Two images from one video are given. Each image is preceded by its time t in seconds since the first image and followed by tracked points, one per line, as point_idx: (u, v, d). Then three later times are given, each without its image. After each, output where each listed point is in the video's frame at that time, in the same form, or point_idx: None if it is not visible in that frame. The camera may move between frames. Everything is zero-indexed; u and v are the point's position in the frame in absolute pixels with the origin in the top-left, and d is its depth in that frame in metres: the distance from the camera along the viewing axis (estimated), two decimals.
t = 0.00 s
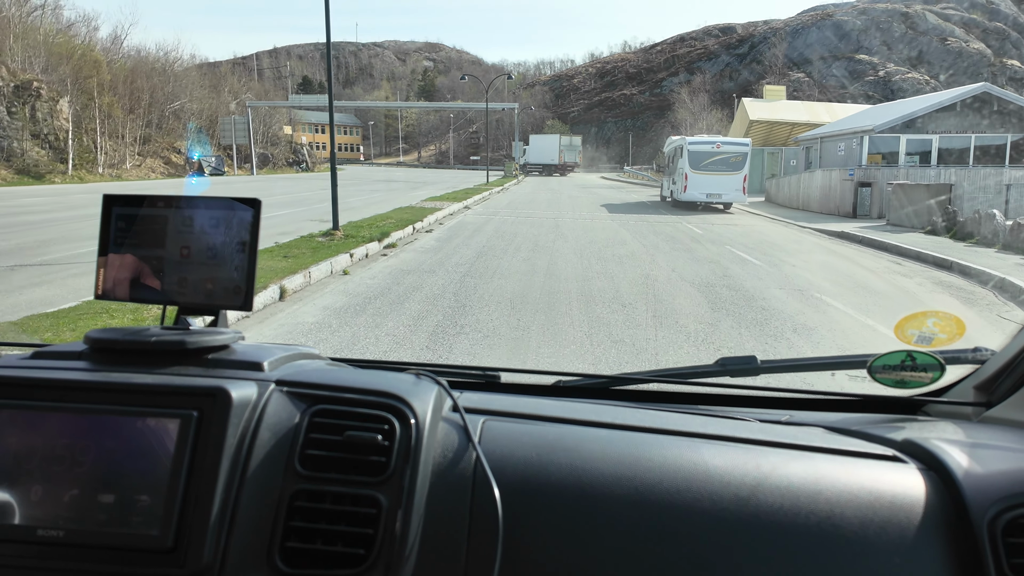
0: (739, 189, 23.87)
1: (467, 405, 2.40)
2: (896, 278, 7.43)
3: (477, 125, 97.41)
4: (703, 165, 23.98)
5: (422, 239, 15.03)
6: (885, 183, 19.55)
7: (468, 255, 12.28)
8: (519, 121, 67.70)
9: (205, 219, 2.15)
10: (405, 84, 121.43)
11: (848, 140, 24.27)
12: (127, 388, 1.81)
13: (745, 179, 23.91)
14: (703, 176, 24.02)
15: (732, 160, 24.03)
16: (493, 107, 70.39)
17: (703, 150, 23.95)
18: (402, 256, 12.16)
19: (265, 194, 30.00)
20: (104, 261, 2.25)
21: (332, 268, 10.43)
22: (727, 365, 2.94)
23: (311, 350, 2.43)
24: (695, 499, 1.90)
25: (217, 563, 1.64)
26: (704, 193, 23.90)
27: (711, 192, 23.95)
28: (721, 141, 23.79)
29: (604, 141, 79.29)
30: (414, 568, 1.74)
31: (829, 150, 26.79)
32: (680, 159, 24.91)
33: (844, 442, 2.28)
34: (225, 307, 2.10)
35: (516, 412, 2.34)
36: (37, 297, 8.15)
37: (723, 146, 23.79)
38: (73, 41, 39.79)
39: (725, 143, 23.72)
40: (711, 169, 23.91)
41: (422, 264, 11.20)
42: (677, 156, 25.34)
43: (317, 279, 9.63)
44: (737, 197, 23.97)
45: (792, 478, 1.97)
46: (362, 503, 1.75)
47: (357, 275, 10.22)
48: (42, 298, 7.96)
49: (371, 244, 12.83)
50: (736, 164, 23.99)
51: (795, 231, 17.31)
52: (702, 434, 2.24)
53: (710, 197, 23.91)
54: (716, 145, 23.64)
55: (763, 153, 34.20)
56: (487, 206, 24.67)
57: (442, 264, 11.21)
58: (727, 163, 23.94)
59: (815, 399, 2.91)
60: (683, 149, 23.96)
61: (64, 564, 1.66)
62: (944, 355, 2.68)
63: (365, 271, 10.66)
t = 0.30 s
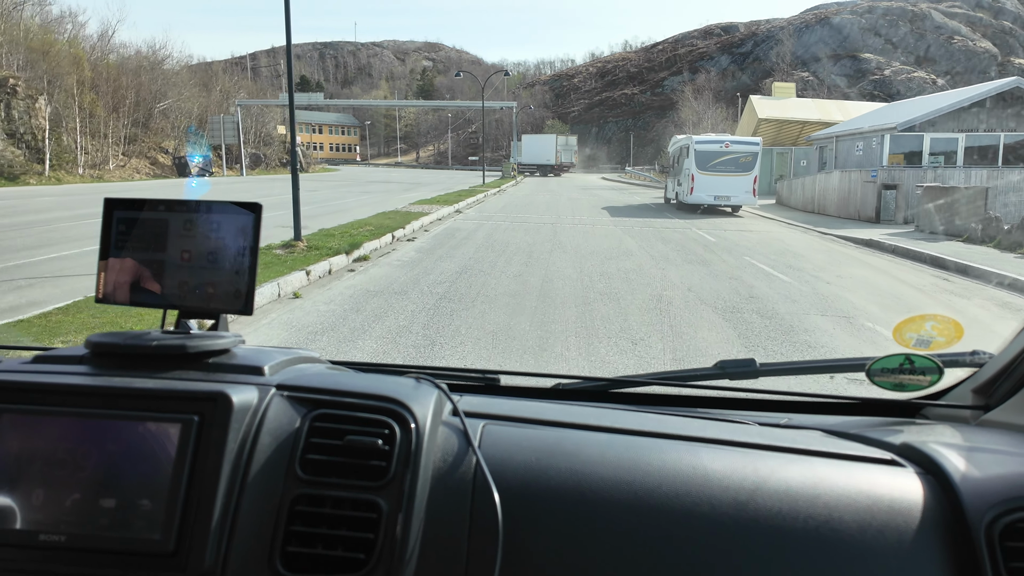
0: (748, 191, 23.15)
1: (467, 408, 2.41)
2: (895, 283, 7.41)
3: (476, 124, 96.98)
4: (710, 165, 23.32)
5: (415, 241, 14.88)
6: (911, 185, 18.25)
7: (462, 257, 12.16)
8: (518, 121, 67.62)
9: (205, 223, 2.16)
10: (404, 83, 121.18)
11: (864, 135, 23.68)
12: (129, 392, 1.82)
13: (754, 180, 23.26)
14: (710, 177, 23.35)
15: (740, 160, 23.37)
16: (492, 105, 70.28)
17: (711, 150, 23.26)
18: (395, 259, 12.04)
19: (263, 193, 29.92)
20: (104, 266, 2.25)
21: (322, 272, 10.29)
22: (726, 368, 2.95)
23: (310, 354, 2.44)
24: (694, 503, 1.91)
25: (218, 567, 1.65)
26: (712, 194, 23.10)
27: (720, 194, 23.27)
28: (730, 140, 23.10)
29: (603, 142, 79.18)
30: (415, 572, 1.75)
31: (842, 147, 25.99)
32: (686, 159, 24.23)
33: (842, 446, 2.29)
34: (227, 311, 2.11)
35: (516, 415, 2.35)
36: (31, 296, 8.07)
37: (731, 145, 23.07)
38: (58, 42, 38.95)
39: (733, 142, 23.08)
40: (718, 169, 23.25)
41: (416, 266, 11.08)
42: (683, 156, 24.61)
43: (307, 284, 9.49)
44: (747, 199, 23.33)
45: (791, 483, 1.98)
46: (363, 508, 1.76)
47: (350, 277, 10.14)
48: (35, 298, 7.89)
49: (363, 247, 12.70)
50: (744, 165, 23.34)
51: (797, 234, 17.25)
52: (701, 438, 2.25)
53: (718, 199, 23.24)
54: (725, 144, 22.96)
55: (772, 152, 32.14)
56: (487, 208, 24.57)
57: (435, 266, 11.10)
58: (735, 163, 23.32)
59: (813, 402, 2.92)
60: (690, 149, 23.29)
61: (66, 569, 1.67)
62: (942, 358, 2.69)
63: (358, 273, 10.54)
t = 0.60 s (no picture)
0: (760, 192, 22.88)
1: (474, 403, 2.39)
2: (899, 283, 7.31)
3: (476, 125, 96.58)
4: (721, 166, 22.89)
5: (412, 242, 14.63)
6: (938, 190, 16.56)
7: (460, 259, 11.96)
8: (518, 121, 67.41)
9: (209, 214, 2.14)
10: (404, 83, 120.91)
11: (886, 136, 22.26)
12: (135, 385, 1.79)
13: (766, 181, 22.86)
14: (720, 178, 22.80)
15: (751, 161, 23.06)
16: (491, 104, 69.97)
17: (721, 150, 22.76)
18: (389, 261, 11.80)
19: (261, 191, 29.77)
20: (107, 260, 2.23)
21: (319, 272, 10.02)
22: (733, 364, 2.92)
23: (317, 348, 2.41)
24: (707, 496, 1.88)
25: (224, 562, 1.62)
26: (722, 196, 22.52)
27: (730, 196, 22.70)
28: (740, 139, 22.76)
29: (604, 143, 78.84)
30: (424, 567, 1.72)
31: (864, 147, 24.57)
32: (694, 160, 23.79)
33: (854, 440, 2.26)
34: (231, 303, 2.09)
35: (524, 409, 2.33)
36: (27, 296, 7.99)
37: (743, 144, 22.67)
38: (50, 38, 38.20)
39: (744, 141, 22.63)
40: (729, 170, 22.69)
41: (416, 267, 11.06)
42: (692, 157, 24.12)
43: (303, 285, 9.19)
44: (759, 201, 22.94)
45: (805, 477, 1.95)
46: (372, 501, 1.73)
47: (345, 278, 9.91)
48: (31, 298, 7.81)
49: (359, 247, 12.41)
50: (755, 165, 22.96)
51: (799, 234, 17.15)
52: (712, 433, 2.22)
53: (728, 202, 22.65)
54: (736, 143, 22.60)
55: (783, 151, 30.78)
56: (487, 208, 24.45)
57: (432, 268, 10.91)
58: (746, 163, 22.99)
59: (820, 397, 2.90)
60: (700, 149, 22.76)
61: (69, 563, 1.64)
62: (952, 353, 2.65)
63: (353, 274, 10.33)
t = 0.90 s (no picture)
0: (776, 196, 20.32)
1: (475, 405, 2.43)
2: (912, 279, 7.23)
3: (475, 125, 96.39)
4: (731, 167, 20.31)
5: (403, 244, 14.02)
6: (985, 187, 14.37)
7: (456, 260, 11.47)
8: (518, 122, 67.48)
9: (216, 222, 2.19)
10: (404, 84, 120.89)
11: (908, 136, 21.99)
12: (143, 390, 1.83)
13: (783, 183, 20.31)
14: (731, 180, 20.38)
15: (766, 161, 20.38)
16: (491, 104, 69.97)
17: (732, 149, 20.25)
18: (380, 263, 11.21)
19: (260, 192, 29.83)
20: (114, 266, 2.28)
21: (301, 279, 9.32)
22: (730, 365, 2.96)
23: (319, 351, 2.47)
24: (702, 495, 1.93)
25: (231, 562, 1.67)
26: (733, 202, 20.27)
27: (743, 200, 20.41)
28: (753, 137, 20.06)
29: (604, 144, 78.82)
30: (427, 566, 1.77)
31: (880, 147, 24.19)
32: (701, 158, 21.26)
33: (847, 441, 2.31)
34: (237, 308, 2.14)
35: (523, 410, 2.38)
36: (26, 298, 8.07)
37: (757, 143, 20.03)
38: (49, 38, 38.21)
39: (758, 139, 20.03)
40: (740, 172, 20.31)
41: (416, 263, 11.12)
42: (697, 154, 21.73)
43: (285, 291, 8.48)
44: (773, 205, 20.46)
45: (798, 476, 2.00)
46: (376, 502, 1.78)
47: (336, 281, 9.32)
48: (31, 300, 7.86)
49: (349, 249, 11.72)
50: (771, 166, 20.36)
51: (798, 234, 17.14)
52: (708, 433, 2.27)
53: (740, 206, 20.32)
54: (749, 143, 19.92)
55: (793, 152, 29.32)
56: (486, 208, 24.45)
57: (429, 269, 10.43)
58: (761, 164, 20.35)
59: (815, 397, 2.95)
60: (707, 148, 20.21)
61: (82, 563, 1.69)
62: (945, 355, 2.70)
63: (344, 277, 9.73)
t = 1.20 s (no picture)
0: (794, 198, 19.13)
1: (476, 399, 2.44)
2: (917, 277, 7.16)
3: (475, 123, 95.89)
4: (744, 167, 19.33)
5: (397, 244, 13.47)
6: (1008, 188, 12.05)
7: (451, 261, 11.00)
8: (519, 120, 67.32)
9: (216, 216, 2.18)
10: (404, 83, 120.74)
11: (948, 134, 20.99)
12: (145, 383, 1.83)
13: (801, 184, 19.05)
14: (744, 181, 19.37)
15: (783, 160, 19.24)
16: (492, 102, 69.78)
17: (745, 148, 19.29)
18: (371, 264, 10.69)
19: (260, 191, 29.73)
20: (114, 260, 2.29)
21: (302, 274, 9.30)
22: (732, 359, 2.96)
23: (321, 346, 2.47)
24: (703, 491, 1.93)
25: (234, 555, 1.67)
26: (747, 203, 19.27)
27: (757, 202, 19.33)
28: (769, 135, 19.20)
29: (605, 143, 78.66)
30: (429, 559, 1.77)
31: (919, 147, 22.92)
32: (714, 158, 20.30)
33: (847, 434, 2.31)
34: (237, 303, 2.13)
35: (524, 405, 2.38)
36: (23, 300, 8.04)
37: (772, 141, 19.13)
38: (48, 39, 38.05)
39: (774, 137, 19.12)
40: (755, 172, 19.28)
41: (416, 260, 11.12)
42: (710, 154, 20.77)
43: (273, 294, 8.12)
44: (791, 208, 19.21)
45: (798, 469, 2.01)
46: (376, 496, 1.78)
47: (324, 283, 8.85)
48: (30, 301, 7.85)
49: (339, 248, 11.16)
50: (789, 166, 19.20)
51: (801, 233, 17.08)
52: (708, 428, 2.27)
53: (755, 208, 19.25)
54: (764, 141, 19.02)
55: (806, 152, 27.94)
56: (485, 208, 24.31)
57: (422, 270, 9.99)
58: (778, 163, 19.24)
59: (816, 392, 2.95)
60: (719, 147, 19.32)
61: (84, 556, 1.69)
62: (946, 349, 2.69)
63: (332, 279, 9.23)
